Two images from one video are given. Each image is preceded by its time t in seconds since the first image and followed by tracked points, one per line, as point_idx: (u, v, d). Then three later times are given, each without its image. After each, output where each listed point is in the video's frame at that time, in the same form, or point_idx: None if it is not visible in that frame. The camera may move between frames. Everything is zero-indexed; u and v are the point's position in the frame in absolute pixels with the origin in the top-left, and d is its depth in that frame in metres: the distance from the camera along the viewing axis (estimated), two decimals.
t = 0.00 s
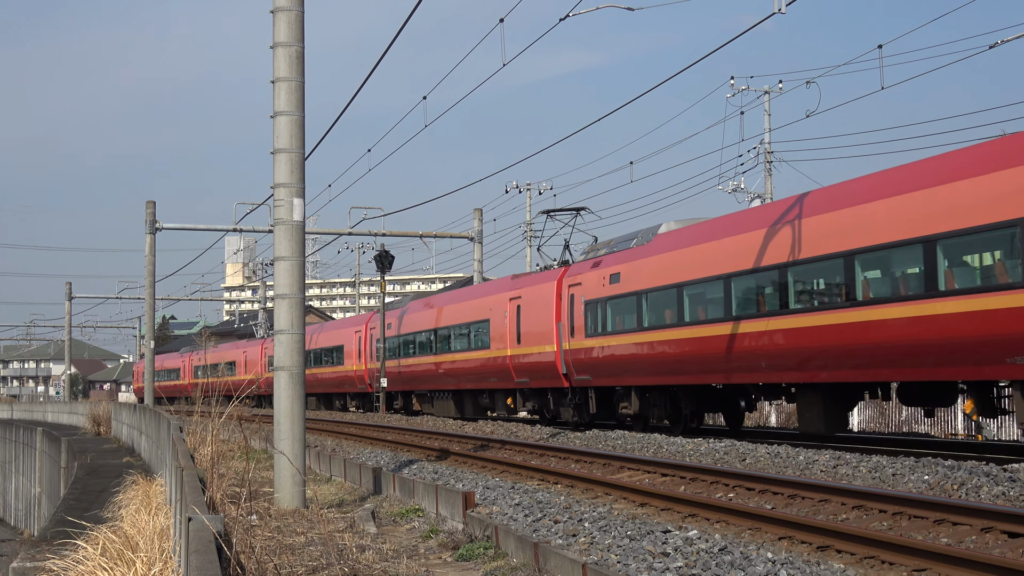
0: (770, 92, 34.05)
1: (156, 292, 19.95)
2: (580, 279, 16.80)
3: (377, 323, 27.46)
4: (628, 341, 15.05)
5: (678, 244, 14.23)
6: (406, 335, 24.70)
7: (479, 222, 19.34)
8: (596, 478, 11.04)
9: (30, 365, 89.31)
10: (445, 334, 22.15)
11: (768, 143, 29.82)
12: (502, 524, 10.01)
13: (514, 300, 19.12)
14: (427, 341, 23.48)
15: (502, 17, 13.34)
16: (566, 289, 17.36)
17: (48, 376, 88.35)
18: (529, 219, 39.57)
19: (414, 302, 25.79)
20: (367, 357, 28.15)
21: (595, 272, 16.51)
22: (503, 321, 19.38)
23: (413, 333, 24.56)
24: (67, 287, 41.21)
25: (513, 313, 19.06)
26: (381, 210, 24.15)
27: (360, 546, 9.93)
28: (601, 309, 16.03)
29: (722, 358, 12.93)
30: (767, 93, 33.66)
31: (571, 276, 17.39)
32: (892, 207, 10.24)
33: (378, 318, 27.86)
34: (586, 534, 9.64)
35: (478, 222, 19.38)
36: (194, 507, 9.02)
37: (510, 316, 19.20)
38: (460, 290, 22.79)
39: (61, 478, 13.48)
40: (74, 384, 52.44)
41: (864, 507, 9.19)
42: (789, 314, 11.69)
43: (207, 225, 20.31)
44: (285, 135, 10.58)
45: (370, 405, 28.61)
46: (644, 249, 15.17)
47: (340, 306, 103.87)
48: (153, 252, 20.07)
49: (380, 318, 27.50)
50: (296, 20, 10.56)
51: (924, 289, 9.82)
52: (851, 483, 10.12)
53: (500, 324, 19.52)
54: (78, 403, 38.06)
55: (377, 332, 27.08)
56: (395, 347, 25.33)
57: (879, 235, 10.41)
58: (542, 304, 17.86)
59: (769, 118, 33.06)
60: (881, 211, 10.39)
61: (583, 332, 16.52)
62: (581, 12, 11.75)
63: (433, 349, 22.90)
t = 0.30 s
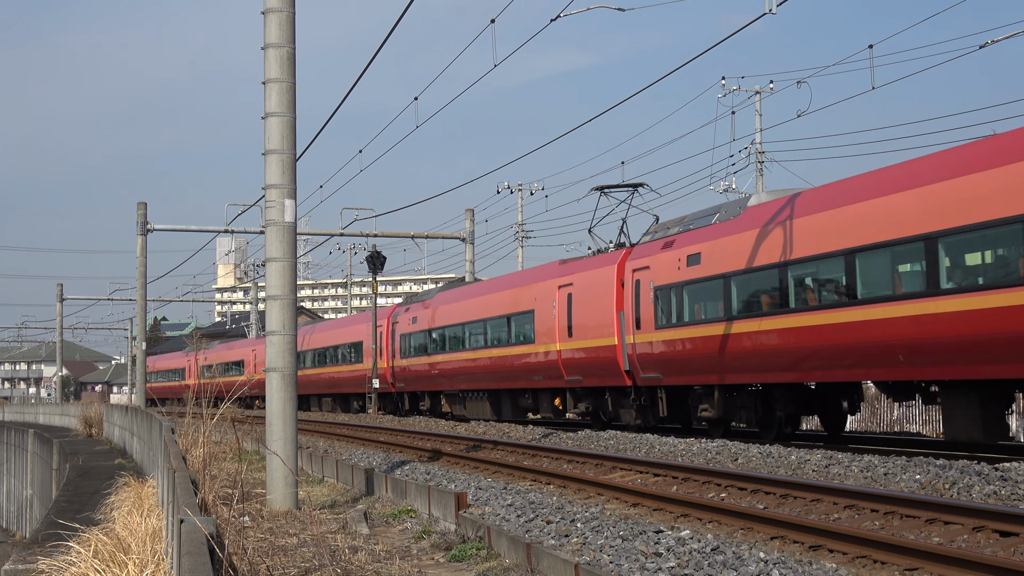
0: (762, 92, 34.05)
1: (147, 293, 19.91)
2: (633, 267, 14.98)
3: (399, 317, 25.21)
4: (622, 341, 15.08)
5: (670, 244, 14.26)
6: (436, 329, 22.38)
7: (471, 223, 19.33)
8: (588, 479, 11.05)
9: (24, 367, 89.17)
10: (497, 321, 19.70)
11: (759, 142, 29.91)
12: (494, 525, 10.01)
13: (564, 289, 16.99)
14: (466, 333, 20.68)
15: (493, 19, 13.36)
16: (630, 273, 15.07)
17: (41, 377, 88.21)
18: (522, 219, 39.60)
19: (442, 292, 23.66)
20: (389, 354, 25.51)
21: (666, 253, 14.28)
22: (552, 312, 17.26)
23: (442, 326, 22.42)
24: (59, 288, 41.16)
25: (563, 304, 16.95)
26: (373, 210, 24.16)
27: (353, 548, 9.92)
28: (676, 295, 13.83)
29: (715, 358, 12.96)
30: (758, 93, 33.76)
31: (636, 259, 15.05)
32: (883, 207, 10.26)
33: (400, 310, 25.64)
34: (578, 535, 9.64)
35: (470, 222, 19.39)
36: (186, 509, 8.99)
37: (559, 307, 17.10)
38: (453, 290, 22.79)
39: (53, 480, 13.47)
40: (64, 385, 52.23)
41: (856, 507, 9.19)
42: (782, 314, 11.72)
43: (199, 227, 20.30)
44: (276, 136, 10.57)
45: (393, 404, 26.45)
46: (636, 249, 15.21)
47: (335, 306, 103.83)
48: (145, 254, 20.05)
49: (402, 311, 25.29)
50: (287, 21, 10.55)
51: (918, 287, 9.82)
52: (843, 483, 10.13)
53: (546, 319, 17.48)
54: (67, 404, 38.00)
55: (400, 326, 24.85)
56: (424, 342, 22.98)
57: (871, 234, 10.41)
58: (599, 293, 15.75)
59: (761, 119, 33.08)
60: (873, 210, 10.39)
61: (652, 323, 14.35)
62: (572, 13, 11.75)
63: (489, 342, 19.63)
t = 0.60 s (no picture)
0: (754, 91, 34.07)
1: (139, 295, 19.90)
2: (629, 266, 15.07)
3: (428, 309, 23.11)
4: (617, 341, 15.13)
5: (665, 245, 14.27)
6: (475, 321, 20.21)
7: (464, 224, 19.32)
8: (582, 479, 11.06)
9: (18, 368, 89.12)
10: (551, 312, 17.41)
11: (752, 142, 29.97)
12: (487, 526, 10.00)
13: (632, 274, 14.95)
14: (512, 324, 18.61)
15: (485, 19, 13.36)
16: (717, 253, 13.02)
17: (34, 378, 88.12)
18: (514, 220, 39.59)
19: (478, 281, 21.63)
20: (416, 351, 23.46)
21: (766, 227, 12.17)
22: (617, 301, 15.23)
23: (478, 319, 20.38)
24: (50, 289, 41.15)
25: (630, 291, 14.93)
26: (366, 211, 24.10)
27: (346, 548, 9.90)
28: (780, 276, 11.76)
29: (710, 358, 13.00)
30: (752, 93, 33.82)
31: (725, 236, 12.99)
32: (878, 209, 10.29)
33: (429, 301, 23.54)
34: (572, 535, 9.63)
35: (464, 223, 19.39)
36: (178, 510, 8.96)
37: (625, 295, 15.10)
38: (447, 291, 22.81)
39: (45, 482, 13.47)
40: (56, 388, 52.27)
41: (849, 507, 9.19)
42: (778, 315, 11.78)
43: (192, 228, 20.28)
44: (268, 137, 10.56)
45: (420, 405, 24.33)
46: (630, 251, 15.24)
47: (331, 306, 103.80)
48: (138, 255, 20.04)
49: (432, 302, 23.17)
50: (279, 22, 10.54)
51: (915, 287, 9.80)
52: (836, 483, 10.13)
53: (606, 312, 15.51)
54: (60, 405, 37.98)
55: (430, 321, 22.73)
56: (460, 335, 20.85)
57: (866, 236, 10.43)
58: (678, 277, 13.67)
59: (751, 119, 33.02)
60: (868, 211, 10.42)
61: (747, 311, 12.32)
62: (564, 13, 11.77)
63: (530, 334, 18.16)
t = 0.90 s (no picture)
0: (750, 91, 34.11)
1: (135, 295, 19.89)
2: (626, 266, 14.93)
3: (465, 300, 20.84)
4: (611, 342, 15.13)
5: (659, 245, 14.27)
6: (524, 311, 17.95)
7: (459, 224, 19.31)
8: (577, 480, 11.07)
9: (14, 368, 89.10)
10: (587, 304, 15.81)
11: (747, 143, 30.02)
12: (483, 526, 10.00)
13: (724, 253, 12.72)
14: (569, 316, 16.36)
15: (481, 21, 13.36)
16: (843, 224, 10.71)
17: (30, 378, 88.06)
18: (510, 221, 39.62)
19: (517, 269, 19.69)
20: (454, 345, 21.11)
21: (915, 189, 9.88)
22: (706, 285, 12.95)
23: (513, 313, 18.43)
24: (46, 289, 41.14)
25: (723, 272, 12.66)
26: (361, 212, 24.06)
27: (342, 549, 9.89)
28: (934, 249, 9.56)
29: (703, 359, 13.01)
30: (747, 95, 33.88)
31: (852, 203, 10.70)
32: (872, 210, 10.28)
33: (466, 291, 21.30)
34: (567, 536, 9.63)
35: (459, 224, 19.37)
36: (174, 511, 8.94)
37: (716, 278, 12.82)
38: (440, 293, 22.92)
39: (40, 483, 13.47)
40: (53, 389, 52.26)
41: (845, 508, 9.19)
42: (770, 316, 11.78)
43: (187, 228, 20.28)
44: (264, 138, 10.55)
45: (455, 404, 22.11)
46: (625, 251, 15.23)
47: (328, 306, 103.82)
48: (133, 256, 20.02)
49: (469, 292, 20.94)
50: (275, 22, 10.53)
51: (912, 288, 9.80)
52: (832, 484, 10.13)
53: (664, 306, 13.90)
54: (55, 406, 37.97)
55: (469, 312, 20.49)
56: (505, 328, 18.59)
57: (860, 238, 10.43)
58: (788, 254, 11.42)
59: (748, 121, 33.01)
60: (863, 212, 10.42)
61: (886, 294, 10.09)
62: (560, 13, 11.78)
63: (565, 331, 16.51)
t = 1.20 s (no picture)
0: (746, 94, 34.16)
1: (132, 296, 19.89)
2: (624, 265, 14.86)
3: (511, 290, 18.63)
4: (606, 343, 15.13)
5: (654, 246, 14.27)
6: (587, 301, 15.70)
7: (456, 225, 19.32)
8: (574, 481, 11.07)
9: (12, 368, 89.16)
10: (669, 290, 13.56)
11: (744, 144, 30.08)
12: (480, 527, 9.99)
13: (859, 225, 10.29)
14: (632, 306, 14.44)
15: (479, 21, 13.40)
16: None
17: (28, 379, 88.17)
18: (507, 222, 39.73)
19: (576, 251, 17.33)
20: (500, 341, 18.92)
21: None
22: (832, 268, 10.60)
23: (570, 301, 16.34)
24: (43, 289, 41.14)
25: (858, 249, 10.29)
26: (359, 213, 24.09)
27: (339, 550, 9.88)
28: None
29: (697, 360, 12.99)
30: (744, 96, 33.95)
31: None
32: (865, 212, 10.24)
33: (514, 278, 18.98)
34: (564, 537, 9.62)
35: (456, 226, 19.37)
36: (171, 512, 8.93)
37: (846, 257, 10.44)
38: (438, 293, 22.95)
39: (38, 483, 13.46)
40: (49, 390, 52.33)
41: (842, 509, 9.17)
42: (764, 317, 11.74)
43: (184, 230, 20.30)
44: (261, 139, 10.54)
45: (500, 405, 19.95)
46: (621, 253, 15.22)
47: (326, 308, 103.96)
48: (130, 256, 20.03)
49: (516, 281, 18.72)
50: (272, 24, 10.53)
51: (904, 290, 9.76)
52: (829, 485, 10.12)
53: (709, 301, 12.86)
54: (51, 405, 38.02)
55: (518, 303, 18.24)
56: (563, 320, 16.40)
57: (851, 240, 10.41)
58: (946, 223, 9.15)
59: (746, 123, 33.08)
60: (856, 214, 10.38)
61: None
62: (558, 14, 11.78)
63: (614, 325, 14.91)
